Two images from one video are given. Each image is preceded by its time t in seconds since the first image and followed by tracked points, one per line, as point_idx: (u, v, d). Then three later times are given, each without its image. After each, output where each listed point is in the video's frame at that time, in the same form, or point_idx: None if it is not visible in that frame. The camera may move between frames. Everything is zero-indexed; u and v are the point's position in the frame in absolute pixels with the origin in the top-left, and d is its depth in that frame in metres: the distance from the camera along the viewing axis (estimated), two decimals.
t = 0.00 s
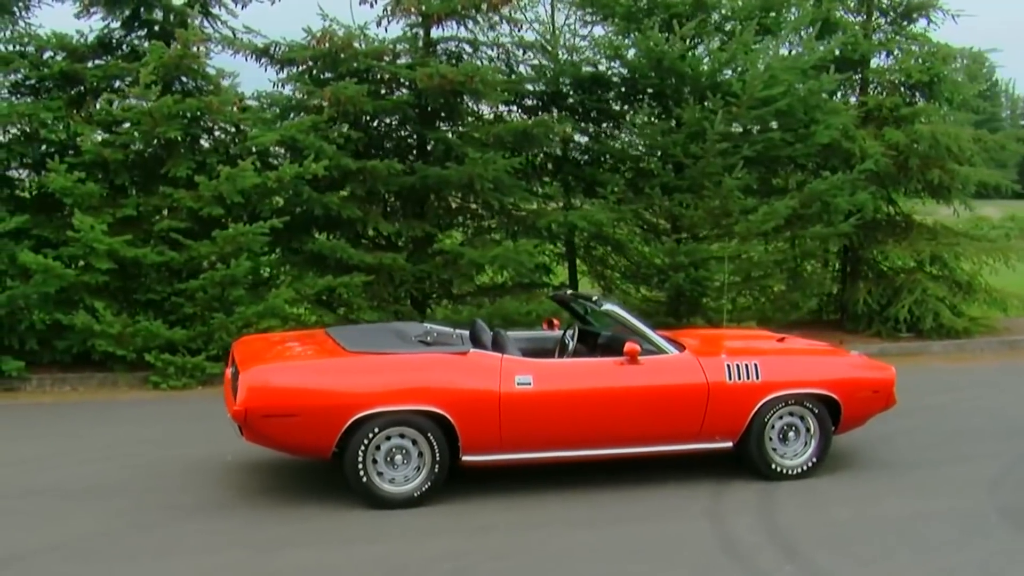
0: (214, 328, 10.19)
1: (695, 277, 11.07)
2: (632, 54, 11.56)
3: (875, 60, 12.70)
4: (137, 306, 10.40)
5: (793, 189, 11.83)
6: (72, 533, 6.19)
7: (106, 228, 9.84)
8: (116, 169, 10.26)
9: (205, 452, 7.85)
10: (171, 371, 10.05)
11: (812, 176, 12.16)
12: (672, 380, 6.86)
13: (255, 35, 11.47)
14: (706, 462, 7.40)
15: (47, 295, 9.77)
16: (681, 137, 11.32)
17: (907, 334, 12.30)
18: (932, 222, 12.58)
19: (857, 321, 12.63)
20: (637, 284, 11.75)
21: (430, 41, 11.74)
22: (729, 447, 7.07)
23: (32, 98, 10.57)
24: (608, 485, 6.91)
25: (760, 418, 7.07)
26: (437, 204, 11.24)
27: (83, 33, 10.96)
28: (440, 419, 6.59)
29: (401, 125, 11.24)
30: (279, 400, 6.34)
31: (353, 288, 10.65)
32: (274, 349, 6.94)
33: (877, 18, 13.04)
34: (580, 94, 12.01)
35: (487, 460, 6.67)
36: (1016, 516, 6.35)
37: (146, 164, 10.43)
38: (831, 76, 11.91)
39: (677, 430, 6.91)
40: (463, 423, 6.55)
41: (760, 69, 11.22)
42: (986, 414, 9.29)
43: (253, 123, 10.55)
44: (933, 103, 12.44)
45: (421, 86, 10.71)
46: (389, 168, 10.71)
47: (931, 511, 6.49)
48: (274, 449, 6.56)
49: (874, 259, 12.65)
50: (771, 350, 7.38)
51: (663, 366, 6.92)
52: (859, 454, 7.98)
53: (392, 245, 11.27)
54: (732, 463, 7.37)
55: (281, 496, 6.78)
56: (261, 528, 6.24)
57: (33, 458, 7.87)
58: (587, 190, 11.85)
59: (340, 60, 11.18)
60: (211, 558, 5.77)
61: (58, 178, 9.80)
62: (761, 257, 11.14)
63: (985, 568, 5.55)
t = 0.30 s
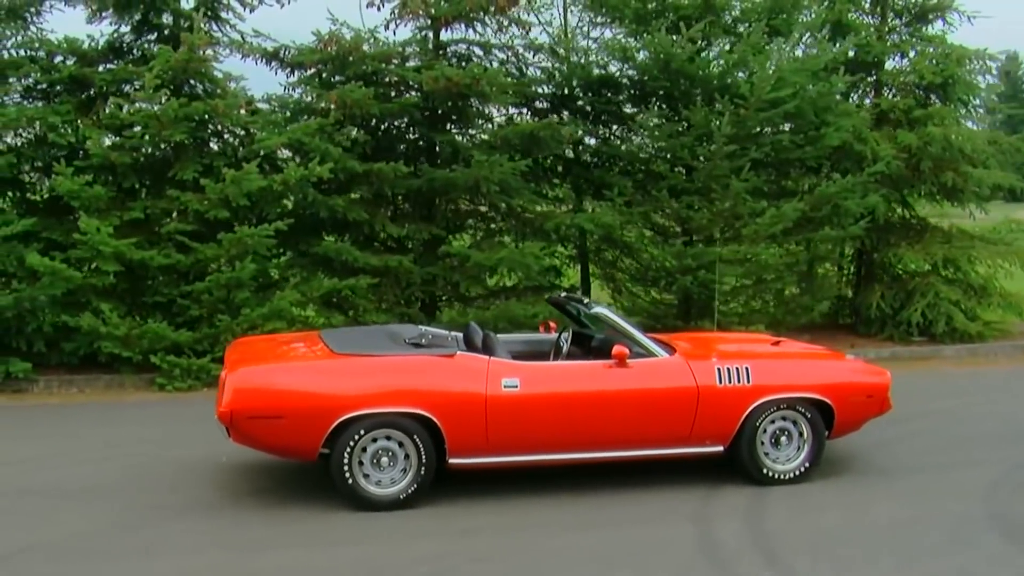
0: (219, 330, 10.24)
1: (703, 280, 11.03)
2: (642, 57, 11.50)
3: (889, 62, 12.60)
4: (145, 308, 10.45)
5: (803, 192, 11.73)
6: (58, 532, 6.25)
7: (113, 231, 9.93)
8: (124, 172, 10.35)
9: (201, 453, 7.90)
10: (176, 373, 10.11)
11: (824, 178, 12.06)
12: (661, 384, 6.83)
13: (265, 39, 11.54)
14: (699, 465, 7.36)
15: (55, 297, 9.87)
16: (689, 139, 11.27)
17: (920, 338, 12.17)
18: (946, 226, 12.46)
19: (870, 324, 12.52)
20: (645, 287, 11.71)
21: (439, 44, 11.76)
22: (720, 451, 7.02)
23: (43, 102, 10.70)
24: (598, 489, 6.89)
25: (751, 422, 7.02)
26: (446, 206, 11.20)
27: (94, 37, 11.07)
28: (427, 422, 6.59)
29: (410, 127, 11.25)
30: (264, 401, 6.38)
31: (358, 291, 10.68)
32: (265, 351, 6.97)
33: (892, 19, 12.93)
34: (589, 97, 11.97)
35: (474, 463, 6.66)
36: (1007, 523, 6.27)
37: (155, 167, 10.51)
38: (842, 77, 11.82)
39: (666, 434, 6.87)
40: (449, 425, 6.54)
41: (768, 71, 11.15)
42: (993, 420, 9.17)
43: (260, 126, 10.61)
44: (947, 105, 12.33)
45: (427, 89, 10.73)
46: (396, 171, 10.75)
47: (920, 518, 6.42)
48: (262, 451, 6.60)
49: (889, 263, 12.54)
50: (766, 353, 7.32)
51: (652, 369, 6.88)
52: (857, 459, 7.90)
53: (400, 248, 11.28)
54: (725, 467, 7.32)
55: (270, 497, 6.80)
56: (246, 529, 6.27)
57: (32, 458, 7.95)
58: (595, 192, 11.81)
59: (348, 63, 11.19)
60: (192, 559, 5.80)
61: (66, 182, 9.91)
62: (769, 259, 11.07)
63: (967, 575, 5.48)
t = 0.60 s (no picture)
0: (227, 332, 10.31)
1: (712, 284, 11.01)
2: (651, 59, 11.44)
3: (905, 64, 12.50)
4: (153, 310, 10.51)
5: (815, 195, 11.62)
6: (48, 532, 6.31)
7: (121, 233, 10.02)
8: (134, 175, 10.44)
9: (199, 454, 7.95)
10: (184, 375, 10.19)
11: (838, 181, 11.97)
12: (652, 388, 6.79)
13: (276, 42, 11.60)
14: (694, 469, 7.32)
15: (64, 300, 9.97)
16: (697, 142, 11.19)
17: (935, 342, 12.05)
18: (961, 230, 12.36)
19: (884, 328, 12.43)
20: (656, 289, 11.69)
21: (451, 48, 11.77)
22: (713, 456, 6.98)
23: (56, 107, 10.82)
24: (589, 493, 6.87)
25: (744, 426, 6.97)
26: (456, 209, 11.19)
27: (106, 42, 11.18)
28: (415, 425, 6.59)
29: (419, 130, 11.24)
30: (252, 404, 6.41)
31: (366, 293, 10.71)
32: (258, 353, 7.01)
33: (908, 20, 12.80)
34: (600, 99, 11.93)
35: (463, 466, 6.66)
36: (998, 531, 6.19)
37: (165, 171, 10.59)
38: (855, 79, 11.72)
39: (657, 439, 6.83)
40: (437, 428, 6.55)
41: (778, 73, 11.08)
42: (1000, 425, 9.07)
43: (270, 128, 10.68)
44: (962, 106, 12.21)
45: (434, 91, 10.74)
46: (404, 173, 10.79)
47: (911, 525, 6.35)
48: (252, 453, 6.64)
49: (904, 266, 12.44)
50: (761, 357, 7.26)
51: (643, 373, 6.85)
52: (856, 464, 7.84)
53: (411, 250, 11.31)
54: (720, 471, 7.27)
55: (261, 499, 6.84)
56: (233, 531, 6.31)
57: (34, 457, 8.04)
58: (606, 195, 11.79)
59: (358, 67, 11.20)
60: (176, 560, 5.84)
61: (76, 185, 10.01)
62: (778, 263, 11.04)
63: None
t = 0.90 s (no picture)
0: (237, 334, 10.38)
1: (723, 286, 10.97)
2: (660, 60, 11.40)
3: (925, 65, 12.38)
4: (166, 312, 10.60)
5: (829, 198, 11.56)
6: (41, 531, 6.38)
7: (132, 236, 10.11)
8: (146, 178, 10.53)
9: (201, 455, 8.02)
10: (193, 376, 10.27)
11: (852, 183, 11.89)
12: (645, 391, 6.76)
13: (290, 46, 11.67)
14: (690, 474, 7.28)
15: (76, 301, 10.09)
16: (708, 144, 11.13)
17: (952, 346, 11.93)
18: (980, 233, 12.26)
19: (901, 332, 12.33)
20: (669, 292, 11.64)
21: (464, 50, 11.80)
22: (707, 460, 6.93)
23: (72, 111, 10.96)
24: (581, 496, 6.85)
25: (739, 431, 6.92)
26: (468, 212, 11.21)
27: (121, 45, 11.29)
28: (406, 427, 6.60)
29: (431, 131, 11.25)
30: (243, 405, 6.45)
31: (376, 295, 10.76)
32: (254, 355, 7.05)
33: (927, 21, 12.67)
34: (613, 101, 11.91)
35: (453, 469, 6.67)
36: (990, 540, 6.10)
37: (178, 174, 10.68)
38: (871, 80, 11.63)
39: (650, 443, 6.79)
40: (427, 431, 6.55)
41: (789, 74, 11.00)
42: (1010, 430, 8.96)
43: (280, 132, 10.73)
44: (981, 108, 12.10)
45: (444, 94, 10.76)
46: (413, 175, 10.81)
47: (904, 532, 6.29)
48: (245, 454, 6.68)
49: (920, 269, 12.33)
50: (759, 361, 7.20)
51: (636, 377, 6.81)
52: (857, 469, 7.76)
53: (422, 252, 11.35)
54: (717, 476, 7.23)
55: (254, 499, 6.88)
56: (222, 532, 6.34)
57: (39, 457, 8.12)
58: (618, 198, 11.77)
59: (370, 69, 11.23)
60: (161, 561, 5.88)
61: (88, 188, 10.12)
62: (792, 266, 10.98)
63: None
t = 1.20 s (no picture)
0: (250, 335, 10.44)
1: (739, 288, 10.89)
2: (674, 60, 11.35)
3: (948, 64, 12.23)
4: (182, 312, 10.69)
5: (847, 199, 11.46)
6: (39, 530, 6.45)
7: (147, 237, 10.21)
8: (162, 179, 10.63)
9: (205, 455, 8.07)
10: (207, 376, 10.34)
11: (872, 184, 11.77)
12: (641, 394, 6.72)
13: (307, 48, 11.73)
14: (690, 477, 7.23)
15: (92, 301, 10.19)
16: (723, 145, 11.06)
17: (974, 349, 11.78)
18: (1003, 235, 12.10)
19: (923, 335, 12.20)
20: (685, 294, 11.58)
21: (481, 51, 11.80)
22: (705, 463, 6.89)
23: (91, 113, 11.06)
24: (577, 499, 6.83)
25: (737, 434, 6.86)
26: (484, 213, 11.22)
27: (139, 48, 11.39)
28: (401, 428, 6.60)
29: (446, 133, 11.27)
30: (238, 405, 6.49)
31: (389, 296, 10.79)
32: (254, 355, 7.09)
33: (951, 19, 12.51)
34: (630, 102, 11.87)
35: (448, 470, 6.66)
36: (988, 546, 6.01)
37: (194, 176, 10.75)
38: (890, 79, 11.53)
39: (647, 445, 6.76)
40: (421, 432, 6.55)
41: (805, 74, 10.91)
42: None
43: (294, 133, 10.78)
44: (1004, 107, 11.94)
45: (457, 95, 10.78)
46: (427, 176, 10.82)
47: (901, 537, 6.21)
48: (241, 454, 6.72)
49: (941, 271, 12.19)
50: (759, 363, 7.15)
51: (632, 379, 6.78)
52: (862, 474, 7.68)
53: (437, 254, 11.41)
54: (716, 479, 7.17)
55: (251, 500, 6.91)
56: (216, 531, 6.38)
57: (48, 457, 8.21)
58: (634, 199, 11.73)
59: (386, 71, 11.25)
60: (152, 559, 5.92)
61: (104, 189, 10.22)
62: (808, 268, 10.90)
63: None
